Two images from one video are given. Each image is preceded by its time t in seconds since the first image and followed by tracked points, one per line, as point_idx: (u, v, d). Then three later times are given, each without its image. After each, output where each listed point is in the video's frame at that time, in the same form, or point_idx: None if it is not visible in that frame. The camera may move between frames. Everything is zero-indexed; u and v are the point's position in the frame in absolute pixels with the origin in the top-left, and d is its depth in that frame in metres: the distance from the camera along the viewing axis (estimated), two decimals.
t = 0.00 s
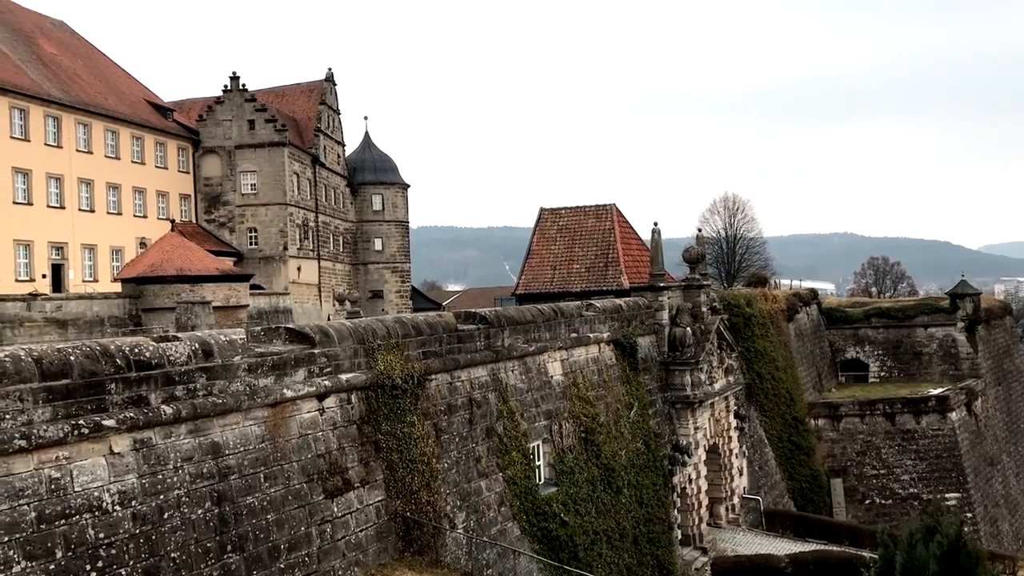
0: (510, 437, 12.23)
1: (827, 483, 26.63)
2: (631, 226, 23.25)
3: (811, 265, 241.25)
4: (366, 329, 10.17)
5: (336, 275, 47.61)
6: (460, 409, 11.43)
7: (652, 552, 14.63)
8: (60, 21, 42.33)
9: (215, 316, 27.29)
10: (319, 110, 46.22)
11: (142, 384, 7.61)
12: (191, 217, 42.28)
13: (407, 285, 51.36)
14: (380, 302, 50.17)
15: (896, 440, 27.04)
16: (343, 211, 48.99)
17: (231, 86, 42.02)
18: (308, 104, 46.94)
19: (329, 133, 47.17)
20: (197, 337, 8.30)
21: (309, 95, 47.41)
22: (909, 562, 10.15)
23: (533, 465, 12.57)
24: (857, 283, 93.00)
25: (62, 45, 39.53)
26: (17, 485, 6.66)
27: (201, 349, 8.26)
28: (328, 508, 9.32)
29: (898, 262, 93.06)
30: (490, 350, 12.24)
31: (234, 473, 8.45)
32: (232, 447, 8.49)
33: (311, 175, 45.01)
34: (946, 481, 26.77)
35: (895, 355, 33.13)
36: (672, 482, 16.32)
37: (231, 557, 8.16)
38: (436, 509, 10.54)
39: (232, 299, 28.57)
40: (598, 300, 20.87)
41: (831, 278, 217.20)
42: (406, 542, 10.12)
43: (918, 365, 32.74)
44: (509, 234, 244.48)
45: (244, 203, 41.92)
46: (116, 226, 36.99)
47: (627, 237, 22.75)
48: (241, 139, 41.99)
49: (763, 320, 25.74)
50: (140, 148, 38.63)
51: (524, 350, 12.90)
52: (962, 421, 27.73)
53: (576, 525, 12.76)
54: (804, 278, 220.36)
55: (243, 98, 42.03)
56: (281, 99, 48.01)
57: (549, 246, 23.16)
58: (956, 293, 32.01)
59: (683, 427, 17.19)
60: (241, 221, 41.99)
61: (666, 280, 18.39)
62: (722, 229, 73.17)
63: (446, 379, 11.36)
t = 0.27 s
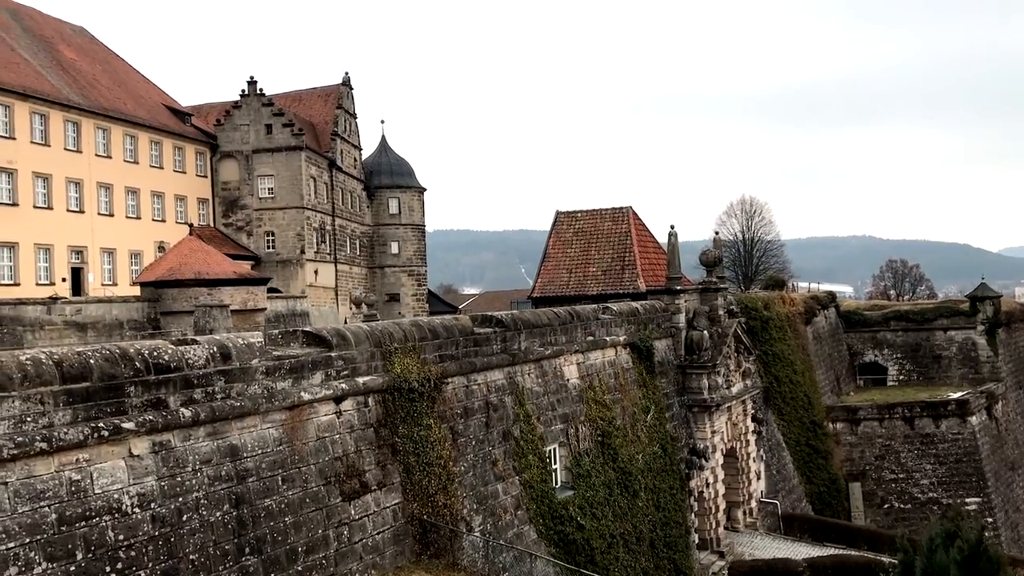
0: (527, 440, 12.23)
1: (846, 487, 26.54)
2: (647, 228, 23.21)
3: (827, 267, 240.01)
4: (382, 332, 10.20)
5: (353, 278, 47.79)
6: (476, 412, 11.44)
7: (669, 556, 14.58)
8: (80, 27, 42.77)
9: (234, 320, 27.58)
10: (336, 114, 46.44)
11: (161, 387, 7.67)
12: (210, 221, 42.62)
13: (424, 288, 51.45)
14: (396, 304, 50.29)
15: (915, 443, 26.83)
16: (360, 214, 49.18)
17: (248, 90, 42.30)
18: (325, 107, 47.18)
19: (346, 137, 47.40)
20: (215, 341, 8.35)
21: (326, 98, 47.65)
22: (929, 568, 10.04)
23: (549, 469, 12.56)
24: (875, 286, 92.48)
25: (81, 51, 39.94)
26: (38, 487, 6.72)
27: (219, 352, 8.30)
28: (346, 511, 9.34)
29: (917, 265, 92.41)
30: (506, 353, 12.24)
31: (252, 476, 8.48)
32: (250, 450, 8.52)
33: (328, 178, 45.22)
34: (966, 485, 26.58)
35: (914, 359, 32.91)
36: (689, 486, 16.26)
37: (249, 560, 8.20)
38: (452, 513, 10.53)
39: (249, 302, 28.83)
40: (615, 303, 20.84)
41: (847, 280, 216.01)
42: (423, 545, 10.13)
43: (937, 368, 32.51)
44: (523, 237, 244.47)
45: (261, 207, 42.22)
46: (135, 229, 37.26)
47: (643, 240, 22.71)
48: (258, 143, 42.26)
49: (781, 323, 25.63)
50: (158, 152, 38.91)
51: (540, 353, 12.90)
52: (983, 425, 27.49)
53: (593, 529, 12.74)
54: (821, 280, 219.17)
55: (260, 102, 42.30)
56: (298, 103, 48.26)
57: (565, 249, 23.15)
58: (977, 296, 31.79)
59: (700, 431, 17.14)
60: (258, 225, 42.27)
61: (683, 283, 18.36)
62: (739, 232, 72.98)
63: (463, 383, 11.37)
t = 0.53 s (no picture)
0: (543, 444, 12.20)
1: (866, 492, 26.45)
2: (664, 231, 23.15)
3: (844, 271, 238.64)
4: (399, 335, 10.22)
5: (370, 282, 47.91)
6: (493, 416, 11.43)
7: (686, 560, 14.50)
8: (100, 33, 43.15)
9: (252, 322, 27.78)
10: (353, 118, 46.64)
11: (180, 390, 7.71)
12: (228, 224, 42.91)
13: (440, 292, 51.51)
14: (413, 308, 50.37)
15: (935, 448, 26.64)
16: (377, 218, 49.35)
17: (266, 94, 42.50)
18: (342, 112, 47.39)
19: (363, 141, 47.59)
20: (233, 344, 8.39)
21: (343, 103, 47.85)
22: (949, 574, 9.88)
23: (566, 472, 12.53)
24: (894, 289, 91.86)
25: (101, 56, 40.27)
26: (58, 489, 6.77)
27: (237, 355, 8.35)
28: (362, 514, 9.35)
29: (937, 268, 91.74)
30: (522, 356, 12.23)
31: (270, 478, 8.51)
32: (268, 453, 8.55)
33: (345, 183, 45.39)
34: (988, 491, 26.26)
35: (934, 362, 32.67)
36: (706, 491, 16.16)
37: (266, 563, 8.22)
38: (469, 516, 10.52)
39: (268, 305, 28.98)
40: (632, 306, 20.77)
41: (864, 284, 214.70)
42: (440, 548, 10.12)
43: (957, 372, 32.27)
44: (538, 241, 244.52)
45: (279, 211, 42.48)
46: (154, 233, 37.49)
47: (660, 243, 22.65)
48: (276, 148, 42.49)
49: (799, 326, 25.47)
50: (176, 156, 39.15)
51: (556, 356, 12.87)
52: (1004, 429, 27.23)
53: (609, 533, 12.69)
54: (838, 284, 217.97)
55: (278, 106, 42.42)
56: (316, 107, 48.50)
57: (581, 253, 23.12)
58: (998, 299, 31.56)
59: (717, 435, 17.05)
60: (276, 228, 42.55)
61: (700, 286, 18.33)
62: (757, 235, 72.76)
63: (479, 386, 11.37)
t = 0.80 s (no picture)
0: (559, 447, 12.19)
1: (884, 497, 26.33)
2: (680, 234, 23.11)
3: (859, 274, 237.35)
4: (415, 339, 10.24)
5: (386, 285, 48.03)
6: (509, 419, 11.43)
7: (703, 564, 14.45)
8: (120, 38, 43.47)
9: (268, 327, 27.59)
10: (370, 122, 46.84)
11: (197, 394, 7.75)
12: (245, 228, 43.11)
13: (456, 295, 51.59)
14: (428, 311, 50.47)
15: (954, 453, 26.52)
16: (393, 222, 49.50)
17: (282, 99, 42.75)
18: (358, 116, 47.60)
19: (379, 144, 47.77)
20: (251, 347, 8.43)
21: (359, 107, 48.07)
22: None
23: (582, 476, 12.52)
24: (912, 293, 91.28)
25: (121, 62, 40.57)
26: (78, 491, 6.82)
27: (254, 358, 8.39)
28: (379, 517, 9.36)
29: (955, 271, 91.08)
30: (539, 360, 12.24)
31: (287, 481, 8.54)
32: (285, 456, 8.58)
33: (361, 186, 45.55)
34: (1008, 496, 26.06)
35: (953, 366, 32.42)
36: (723, 495, 16.10)
37: (283, 565, 8.23)
38: (485, 519, 10.52)
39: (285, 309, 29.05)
40: (648, 309, 20.74)
41: (881, 287, 213.49)
42: (456, 552, 10.11)
43: (976, 376, 32.04)
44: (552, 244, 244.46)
45: (295, 215, 42.69)
46: (172, 237, 37.73)
47: (676, 246, 22.61)
48: (293, 152, 42.72)
49: (817, 330, 25.31)
50: (195, 161, 39.38)
51: (572, 360, 12.86)
52: None
53: (626, 537, 12.65)
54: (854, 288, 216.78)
55: (295, 111, 42.69)
56: (332, 111, 48.73)
57: (597, 256, 23.11)
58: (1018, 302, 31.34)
59: (734, 439, 16.97)
60: (293, 232, 42.75)
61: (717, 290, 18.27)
62: (773, 238, 72.54)
63: (495, 389, 11.37)
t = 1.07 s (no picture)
0: (574, 451, 12.18)
1: (901, 502, 26.25)
2: (695, 237, 23.04)
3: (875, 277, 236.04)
4: (431, 342, 10.24)
5: (401, 288, 48.13)
6: (524, 423, 11.43)
7: (719, 569, 14.39)
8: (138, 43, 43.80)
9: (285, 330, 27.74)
10: (385, 126, 46.99)
11: (214, 397, 7.78)
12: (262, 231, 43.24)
13: (470, 298, 51.65)
14: (444, 314, 50.55)
15: (974, 457, 26.33)
16: (408, 225, 49.62)
17: (299, 103, 42.95)
18: (373, 120, 47.77)
19: (394, 148, 47.91)
20: (267, 350, 8.45)
21: (374, 111, 48.26)
22: None
23: (598, 480, 12.49)
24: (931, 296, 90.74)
25: (138, 67, 40.87)
26: (96, 493, 6.85)
27: (271, 361, 8.41)
28: (394, 520, 9.37)
29: (974, 274, 90.43)
30: (554, 363, 12.22)
31: (303, 484, 8.56)
32: (301, 458, 8.60)
33: (377, 190, 45.69)
34: None
35: (971, 370, 32.18)
36: (739, 499, 16.02)
37: (299, 568, 8.25)
38: (500, 523, 10.52)
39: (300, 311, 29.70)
40: (664, 313, 20.69)
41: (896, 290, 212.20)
42: (470, 555, 10.10)
43: (995, 380, 31.80)
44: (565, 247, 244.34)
45: (312, 218, 42.88)
46: (189, 241, 37.93)
47: (692, 249, 22.54)
48: (309, 156, 42.92)
49: (833, 333, 25.16)
50: (211, 165, 39.58)
51: (587, 363, 12.84)
52: None
53: (641, 541, 12.62)
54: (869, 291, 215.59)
55: (311, 115, 42.89)
56: (347, 115, 48.92)
57: (612, 259, 23.07)
58: None
59: (751, 443, 16.90)
60: (309, 236, 42.93)
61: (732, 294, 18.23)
62: (790, 241, 72.34)
63: (510, 393, 11.36)
